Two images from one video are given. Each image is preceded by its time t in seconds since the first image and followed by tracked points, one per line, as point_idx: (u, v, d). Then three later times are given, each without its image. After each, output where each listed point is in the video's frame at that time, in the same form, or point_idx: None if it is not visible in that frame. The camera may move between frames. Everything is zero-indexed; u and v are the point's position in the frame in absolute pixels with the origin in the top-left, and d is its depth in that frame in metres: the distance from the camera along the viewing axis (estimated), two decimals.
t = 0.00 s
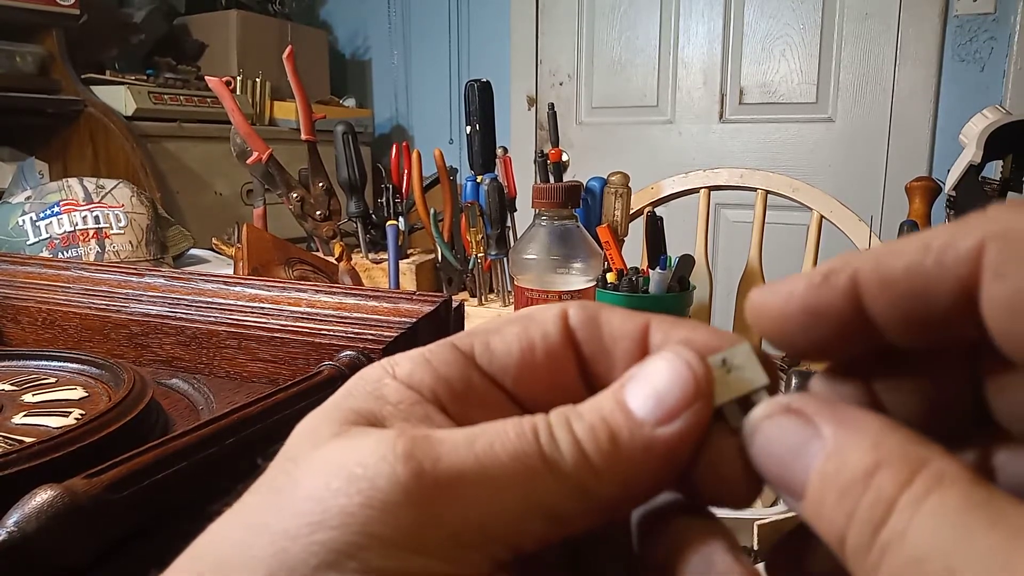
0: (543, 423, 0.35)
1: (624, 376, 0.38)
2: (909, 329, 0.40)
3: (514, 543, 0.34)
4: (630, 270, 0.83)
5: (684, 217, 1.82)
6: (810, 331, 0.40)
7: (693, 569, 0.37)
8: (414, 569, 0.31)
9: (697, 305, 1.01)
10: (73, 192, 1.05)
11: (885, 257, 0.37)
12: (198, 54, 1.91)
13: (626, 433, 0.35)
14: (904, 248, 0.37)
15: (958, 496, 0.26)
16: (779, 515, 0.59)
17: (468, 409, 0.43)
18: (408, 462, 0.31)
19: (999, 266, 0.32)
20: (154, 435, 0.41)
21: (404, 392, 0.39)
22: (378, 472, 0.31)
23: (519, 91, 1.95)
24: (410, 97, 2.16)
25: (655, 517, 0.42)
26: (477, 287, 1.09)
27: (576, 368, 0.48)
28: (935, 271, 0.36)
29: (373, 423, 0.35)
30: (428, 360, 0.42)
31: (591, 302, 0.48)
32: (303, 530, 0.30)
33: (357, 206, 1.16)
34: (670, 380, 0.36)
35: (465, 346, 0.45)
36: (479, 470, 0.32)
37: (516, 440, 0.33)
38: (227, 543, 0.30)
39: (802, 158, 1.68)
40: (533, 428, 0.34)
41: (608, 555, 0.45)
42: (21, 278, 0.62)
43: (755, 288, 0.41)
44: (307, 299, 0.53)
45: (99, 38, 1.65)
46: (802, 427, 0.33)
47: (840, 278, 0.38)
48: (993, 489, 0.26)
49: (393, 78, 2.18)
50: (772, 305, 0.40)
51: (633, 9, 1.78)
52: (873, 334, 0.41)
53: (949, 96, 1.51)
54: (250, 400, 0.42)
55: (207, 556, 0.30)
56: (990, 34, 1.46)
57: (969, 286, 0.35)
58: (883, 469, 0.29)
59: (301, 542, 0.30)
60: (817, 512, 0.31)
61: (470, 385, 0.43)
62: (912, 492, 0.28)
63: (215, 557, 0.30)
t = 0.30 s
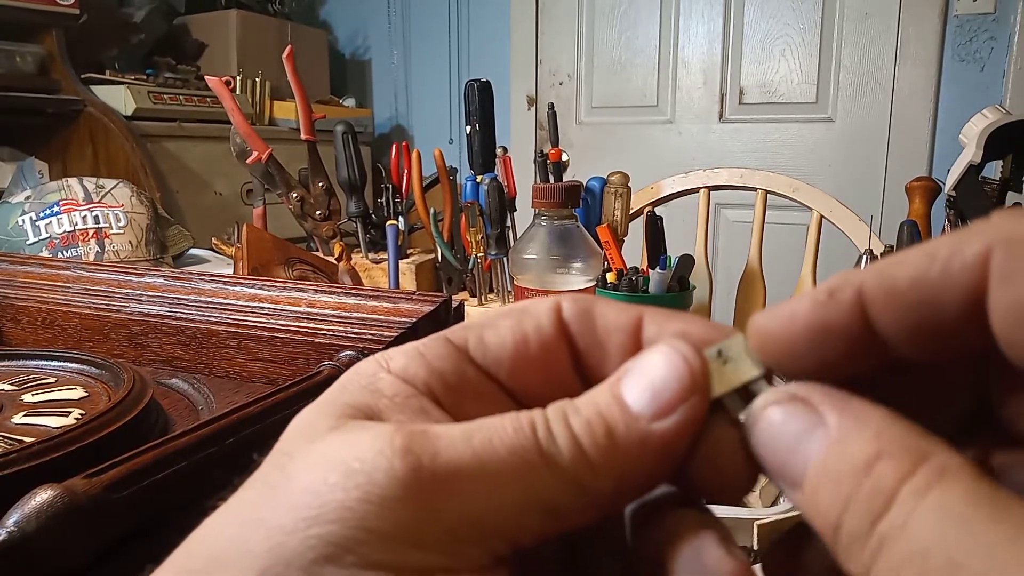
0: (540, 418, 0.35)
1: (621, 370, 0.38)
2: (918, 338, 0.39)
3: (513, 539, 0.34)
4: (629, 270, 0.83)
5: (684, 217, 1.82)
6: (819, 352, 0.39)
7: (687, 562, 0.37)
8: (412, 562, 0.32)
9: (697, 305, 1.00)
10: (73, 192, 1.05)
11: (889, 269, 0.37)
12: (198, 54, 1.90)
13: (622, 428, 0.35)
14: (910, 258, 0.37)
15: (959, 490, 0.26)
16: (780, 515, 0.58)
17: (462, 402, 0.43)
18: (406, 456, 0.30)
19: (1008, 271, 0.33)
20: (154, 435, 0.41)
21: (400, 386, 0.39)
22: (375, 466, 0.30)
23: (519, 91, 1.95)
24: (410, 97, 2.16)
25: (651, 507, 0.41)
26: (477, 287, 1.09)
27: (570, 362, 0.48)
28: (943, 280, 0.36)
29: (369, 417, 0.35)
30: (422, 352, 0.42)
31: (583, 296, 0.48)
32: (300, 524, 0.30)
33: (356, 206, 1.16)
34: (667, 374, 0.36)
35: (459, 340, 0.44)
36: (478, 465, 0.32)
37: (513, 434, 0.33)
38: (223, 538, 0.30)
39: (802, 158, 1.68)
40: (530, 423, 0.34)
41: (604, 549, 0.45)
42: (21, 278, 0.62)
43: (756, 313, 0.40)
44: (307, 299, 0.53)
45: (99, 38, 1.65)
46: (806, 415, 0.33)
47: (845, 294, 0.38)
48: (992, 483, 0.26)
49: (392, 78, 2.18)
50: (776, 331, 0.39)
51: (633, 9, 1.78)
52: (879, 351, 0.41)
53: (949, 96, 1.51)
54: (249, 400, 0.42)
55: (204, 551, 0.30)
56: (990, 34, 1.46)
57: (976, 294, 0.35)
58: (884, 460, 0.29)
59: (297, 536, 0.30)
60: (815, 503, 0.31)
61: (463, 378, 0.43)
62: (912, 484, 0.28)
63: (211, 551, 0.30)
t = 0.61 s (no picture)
0: (546, 413, 0.35)
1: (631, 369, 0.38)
2: (929, 335, 0.39)
3: (515, 532, 0.35)
4: (629, 270, 0.83)
5: (684, 217, 1.82)
6: (826, 343, 0.40)
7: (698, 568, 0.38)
8: (414, 554, 0.32)
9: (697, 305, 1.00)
10: (73, 192, 1.05)
11: (897, 263, 0.36)
12: (198, 54, 1.90)
13: (633, 426, 0.35)
14: (918, 251, 0.36)
15: (924, 496, 0.25)
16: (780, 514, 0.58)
17: (460, 399, 0.42)
18: (406, 448, 0.30)
19: (1015, 265, 0.31)
20: (154, 435, 0.41)
21: (398, 381, 0.39)
22: (375, 458, 0.30)
23: (519, 91, 1.95)
24: (410, 97, 2.16)
25: (658, 510, 0.42)
26: (477, 287, 1.09)
27: (570, 361, 0.48)
28: (950, 274, 0.35)
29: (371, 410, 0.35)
30: (421, 352, 0.41)
31: (585, 295, 0.49)
32: (299, 517, 0.30)
33: (357, 206, 1.16)
34: (681, 374, 0.36)
35: (457, 338, 0.44)
36: (481, 459, 0.32)
37: (517, 429, 0.33)
38: (221, 532, 0.30)
39: (802, 158, 1.68)
40: (535, 419, 0.34)
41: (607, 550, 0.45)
42: (20, 278, 0.62)
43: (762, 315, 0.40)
44: (307, 299, 0.53)
45: (99, 37, 1.65)
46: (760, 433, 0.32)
47: (853, 288, 0.38)
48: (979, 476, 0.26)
49: (392, 79, 2.18)
50: (781, 330, 0.40)
51: (633, 9, 1.78)
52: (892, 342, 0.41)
53: (949, 96, 1.51)
54: (250, 400, 0.42)
55: (202, 545, 0.30)
56: (990, 34, 1.46)
57: (985, 287, 0.34)
58: (836, 473, 0.28)
59: (297, 529, 0.30)
60: (779, 520, 0.30)
61: (463, 376, 0.43)
62: (872, 497, 0.27)
63: (210, 544, 0.30)
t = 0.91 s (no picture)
0: (564, 429, 0.33)
1: (651, 387, 0.37)
2: (926, 332, 0.39)
3: (528, 549, 0.34)
4: (629, 270, 0.82)
5: (684, 217, 1.82)
6: (824, 341, 0.40)
7: None
8: (432, 569, 0.31)
9: (697, 306, 1.00)
10: (73, 192, 1.05)
11: (895, 260, 0.37)
12: (198, 54, 1.90)
13: (654, 445, 0.35)
14: (917, 247, 0.36)
15: (932, 487, 0.26)
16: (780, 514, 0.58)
17: (465, 409, 0.42)
18: (427, 460, 0.29)
19: (1016, 260, 0.31)
20: (154, 436, 0.41)
21: (406, 386, 0.38)
22: (396, 470, 0.29)
23: (518, 91, 1.95)
24: (410, 97, 2.16)
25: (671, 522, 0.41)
26: (477, 287, 1.09)
27: (578, 369, 0.48)
28: (949, 268, 0.35)
29: (383, 417, 0.34)
30: (426, 356, 0.41)
31: (595, 302, 0.47)
32: (318, 528, 0.29)
33: (357, 206, 1.16)
34: (704, 401, 0.35)
35: (463, 345, 0.43)
36: (500, 473, 0.31)
37: (535, 444, 0.32)
38: (238, 539, 0.30)
39: (802, 158, 1.68)
40: (553, 434, 0.33)
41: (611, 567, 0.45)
42: (21, 278, 0.62)
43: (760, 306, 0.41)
44: (307, 299, 0.53)
45: (99, 37, 1.65)
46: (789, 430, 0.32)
47: (850, 283, 0.38)
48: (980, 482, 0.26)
49: (392, 79, 2.18)
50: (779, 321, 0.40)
51: (633, 9, 1.78)
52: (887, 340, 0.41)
53: (948, 96, 1.52)
54: (249, 399, 0.42)
55: (216, 553, 0.29)
56: (990, 34, 1.46)
57: (984, 283, 0.34)
58: (851, 464, 0.28)
59: (316, 540, 0.29)
60: (797, 511, 0.31)
61: (468, 386, 0.42)
62: (881, 486, 0.27)
63: (226, 553, 0.29)
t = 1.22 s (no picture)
0: (580, 447, 0.32)
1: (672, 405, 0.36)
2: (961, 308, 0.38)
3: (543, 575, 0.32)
4: (629, 270, 0.82)
5: (684, 217, 1.82)
6: (861, 326, 0.38)
7: None
8: None
9: (696, 306, 1.01)
10: (73, 192, 1.05)
11: (933, 236, 0.36)
12: (198, 54, 1.90)
13: (675, 463, 0.33)
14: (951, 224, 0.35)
15: (947, 465, 0.24)
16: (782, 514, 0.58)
17: (481, 419, 0.41)
18: (438, 482, 0.28)
19: None
20: (154, 435, 0.41)
21: (419, 395, 0.37)
22: (406, 494, 0.28)
23: (518, 91, 1.95)
24: (410, 97, 2.16)
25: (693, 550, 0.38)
26: (477, 287, 1.09)
27: (595, 379, 0.47)
28: (986, 241, 0.34)
29: (393, 430, 0.33)
30: (442, 363, 0.40)
31: (614, 315, 0.48)
32: (326, 554, 0.28)
33: (357, 206, 1.16)
34: (726, 419, 0.34)
35: (480, 351, 0.43)
36: (513, 492, 0.30)
37: (551, 464, 0.31)
38: (246, 560, 0.29)
39: (802, 158, 1.68)
40: (569, 452, 0.32)
41: None
42: (21, 278, 0.62)
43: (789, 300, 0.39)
44: (307, 299, 0.53)
45: (99, 37, 1.65)
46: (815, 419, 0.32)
47: (886, 265, 0.37)
48: None
49: (393, 79, 2.18)
50: (810, 312, 0.38)
51: (634, 9, 1.78)
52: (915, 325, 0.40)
53: (948, 96, 1.52)
54: (249, 399, 0.42)
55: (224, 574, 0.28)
56: (990, 34, 1.46)
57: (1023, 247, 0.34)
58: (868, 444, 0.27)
59: (323, 566, 0.28)
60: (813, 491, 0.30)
61: (484, 394, 0.42)
62: (893, 466, 0.26)
63: None
